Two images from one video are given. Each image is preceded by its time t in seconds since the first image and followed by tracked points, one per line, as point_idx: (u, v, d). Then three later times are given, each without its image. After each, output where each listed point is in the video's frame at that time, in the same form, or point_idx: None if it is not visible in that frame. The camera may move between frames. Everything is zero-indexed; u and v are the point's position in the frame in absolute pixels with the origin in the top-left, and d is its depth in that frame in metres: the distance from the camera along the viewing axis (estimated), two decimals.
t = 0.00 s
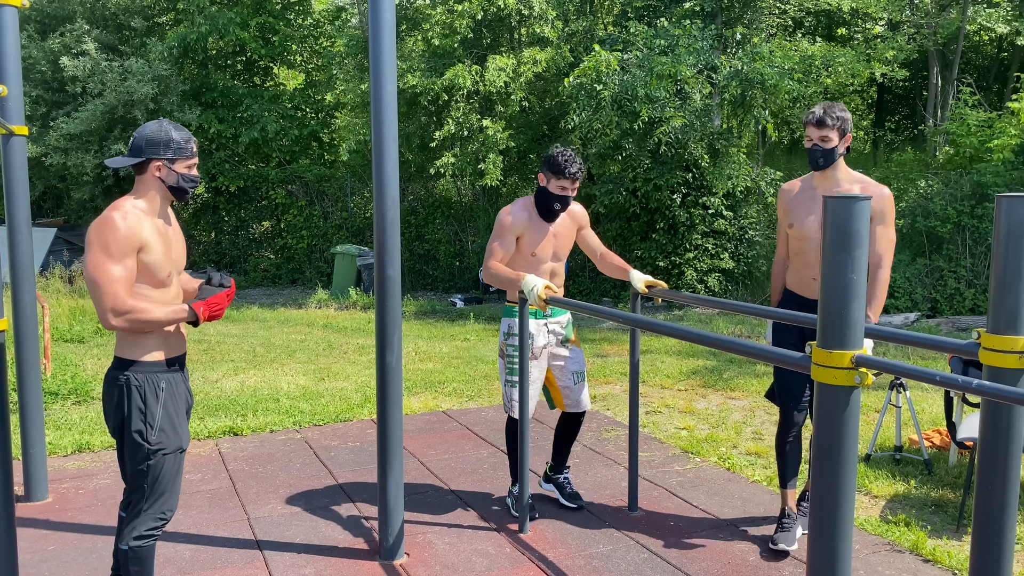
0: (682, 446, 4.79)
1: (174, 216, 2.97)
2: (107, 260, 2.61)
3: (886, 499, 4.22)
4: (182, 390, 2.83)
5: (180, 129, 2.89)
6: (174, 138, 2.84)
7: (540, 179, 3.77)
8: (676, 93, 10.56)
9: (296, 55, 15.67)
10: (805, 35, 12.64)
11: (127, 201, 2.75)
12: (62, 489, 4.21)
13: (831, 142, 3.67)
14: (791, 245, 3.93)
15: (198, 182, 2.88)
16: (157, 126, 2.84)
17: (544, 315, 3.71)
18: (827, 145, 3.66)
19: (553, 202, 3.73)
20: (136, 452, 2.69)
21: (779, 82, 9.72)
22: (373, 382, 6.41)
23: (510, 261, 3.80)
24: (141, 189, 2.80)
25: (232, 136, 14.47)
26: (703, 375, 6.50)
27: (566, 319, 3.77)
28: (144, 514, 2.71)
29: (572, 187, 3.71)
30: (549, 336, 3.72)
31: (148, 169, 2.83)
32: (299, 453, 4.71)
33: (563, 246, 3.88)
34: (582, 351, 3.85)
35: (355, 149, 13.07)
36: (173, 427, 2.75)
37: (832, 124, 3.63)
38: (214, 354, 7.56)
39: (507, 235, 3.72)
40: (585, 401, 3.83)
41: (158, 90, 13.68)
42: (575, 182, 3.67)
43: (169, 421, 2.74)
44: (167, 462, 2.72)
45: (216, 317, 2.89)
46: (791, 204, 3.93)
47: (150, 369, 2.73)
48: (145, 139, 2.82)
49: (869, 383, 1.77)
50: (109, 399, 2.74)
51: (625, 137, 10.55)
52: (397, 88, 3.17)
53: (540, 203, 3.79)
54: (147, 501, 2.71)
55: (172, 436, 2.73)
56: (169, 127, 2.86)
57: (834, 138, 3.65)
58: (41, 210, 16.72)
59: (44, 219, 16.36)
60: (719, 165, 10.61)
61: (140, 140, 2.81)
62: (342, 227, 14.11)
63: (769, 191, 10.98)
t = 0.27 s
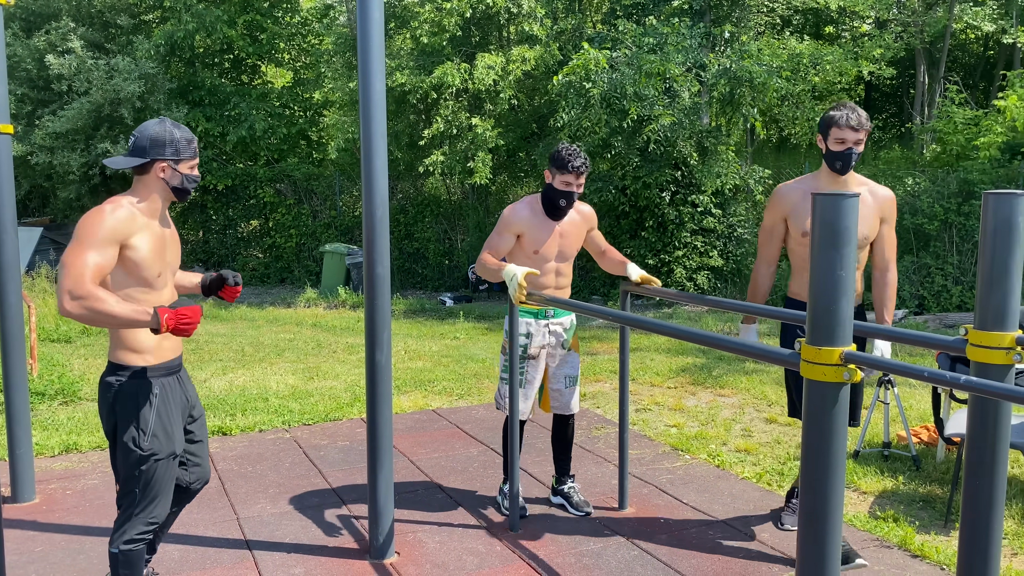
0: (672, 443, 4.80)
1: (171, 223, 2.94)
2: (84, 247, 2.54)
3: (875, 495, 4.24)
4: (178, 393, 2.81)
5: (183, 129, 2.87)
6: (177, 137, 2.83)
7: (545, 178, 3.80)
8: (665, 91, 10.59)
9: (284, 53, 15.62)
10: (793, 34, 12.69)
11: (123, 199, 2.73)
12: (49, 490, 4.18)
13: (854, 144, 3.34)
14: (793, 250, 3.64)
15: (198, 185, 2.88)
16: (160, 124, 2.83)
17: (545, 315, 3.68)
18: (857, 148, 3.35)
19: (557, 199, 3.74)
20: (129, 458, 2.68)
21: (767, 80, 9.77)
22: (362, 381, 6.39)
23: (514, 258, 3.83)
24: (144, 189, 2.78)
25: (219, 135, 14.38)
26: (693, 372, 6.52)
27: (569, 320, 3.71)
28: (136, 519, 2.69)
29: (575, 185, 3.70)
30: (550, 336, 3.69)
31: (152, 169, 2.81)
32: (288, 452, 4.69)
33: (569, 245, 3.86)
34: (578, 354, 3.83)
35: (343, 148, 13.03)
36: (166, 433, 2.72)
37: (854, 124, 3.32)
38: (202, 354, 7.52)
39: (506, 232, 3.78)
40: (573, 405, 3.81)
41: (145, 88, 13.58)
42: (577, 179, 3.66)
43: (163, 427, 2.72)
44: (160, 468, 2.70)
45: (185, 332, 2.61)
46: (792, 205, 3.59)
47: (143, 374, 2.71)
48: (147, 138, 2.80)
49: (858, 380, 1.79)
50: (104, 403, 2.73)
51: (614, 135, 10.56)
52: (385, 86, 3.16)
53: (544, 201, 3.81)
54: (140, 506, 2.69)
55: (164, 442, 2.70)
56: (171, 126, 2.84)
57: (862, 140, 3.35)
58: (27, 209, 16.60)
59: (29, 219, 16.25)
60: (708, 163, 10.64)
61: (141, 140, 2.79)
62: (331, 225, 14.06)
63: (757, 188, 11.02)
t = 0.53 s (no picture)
0: (664, 441, 4.82)
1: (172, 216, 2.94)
2: (117, 262, 2.57)
3: (866, 492, 4.26)
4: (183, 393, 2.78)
5: (184, 128, 2.85)
6: (178, 137, 2.80)
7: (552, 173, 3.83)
8: (656, 90, 10.60)
9: (275, 53, 15.62)
10: (783, 32, 12.72)
11: (124, 201, 2.71)
12: (39, 491, 4.16)
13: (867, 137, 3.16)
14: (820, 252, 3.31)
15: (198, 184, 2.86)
16: (163, 124, 2.81)
17: (554, 314, 3.68)
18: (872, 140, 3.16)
19: (562, 190, 3.76)
20: (129, 460, 2.66)
21: (758, 78, 9.81)
22: (355, 380, 6.38)
23: (521, 252, 3.85)
24: (143, 188, 2.76)
25: (210, 134, 14.32)
26: (685, 370, 6.53)
27: (578, 322, 3.70)
28: (133, 521, 2.67)
29: (579, 175, 3.74)
30: (559, 336, 3.68)
31: (151, 169, 2.79)
32: (281, 451, 4.68)
33: (579, 240, 3.84)
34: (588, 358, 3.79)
35: (335, 147, 13.00)
36: (168, 436, 2.69)
37: (867, 118, 3.11)
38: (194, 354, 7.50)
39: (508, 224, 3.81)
40: (583, 407, 3.76)
41: (135, 87, 13.53)
42: (579, 167, 3.69)
43: (164, 429, 2.69)
44: (160, 471, 2.67)
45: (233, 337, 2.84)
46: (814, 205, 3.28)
47: (145, 377, 2.69)
48: (150, 137, 2.77)
49: (850, 377, 1.81)
50: (107, 404, 2.72)
51: (606, 134, 10.57)
52: (376, 85, 3.15)
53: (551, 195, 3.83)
54: (137, 508, 2.67)
55: (164, 444, 2.67)
56: (174, 126, 2.82)
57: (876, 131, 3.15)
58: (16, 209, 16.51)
59: (19, 219, 16.15)
60: (700, 161, 10.65)
61: (141, 138, 2.76)
62: (323, 224, 14.02)
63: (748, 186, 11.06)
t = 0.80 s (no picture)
0: (644, 441, 4.84)
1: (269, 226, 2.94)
2: (190, 262, 2.58)
3: (842, 488, 4.30)
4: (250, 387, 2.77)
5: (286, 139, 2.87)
6: (281, 147, 2.84)
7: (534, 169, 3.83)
8: (633, 92, 10.65)
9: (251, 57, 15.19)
10: (758, 33, 12.82)
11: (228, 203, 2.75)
12: (14, 501, 4.12)
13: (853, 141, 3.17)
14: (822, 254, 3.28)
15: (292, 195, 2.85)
16: (269, 133, 2.85)
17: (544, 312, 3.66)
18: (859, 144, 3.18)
19: (546, 185, 3.75)
20: (205, 449, 2.67)
21: (733, 79, 9.88)
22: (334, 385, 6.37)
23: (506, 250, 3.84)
24: (240, 192, 2.80)
25: (187, 139, 14.22)
26: (664, 370, 6.57)
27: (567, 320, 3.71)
28: (215, 514, 2.65)
29: (563, 168, 3.73)
30: (549, 334, 3.67)
31: (247, 172, 2.82)
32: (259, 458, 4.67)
33: (564, 237, 3.82)
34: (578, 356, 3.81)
35: (313, 151, 12.95)
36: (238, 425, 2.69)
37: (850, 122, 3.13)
38: (172, 361, 7.45)
39: (490, 222, 3.82)
40: (573, 407, 3.78)
41: (109, 93, 13.52)
42: (566, 157, 3.71)
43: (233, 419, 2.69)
44: (230, 463, 2.67)
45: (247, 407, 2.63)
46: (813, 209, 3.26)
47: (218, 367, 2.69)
48: (253, 143, 2.82)
49: (819, 374, 1.82)
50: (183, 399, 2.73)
51: (583, 136, 10.61)
52: (349, 89, 3.15)
53: (536, 192, 3.82)
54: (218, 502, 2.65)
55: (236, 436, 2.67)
56: (279, 137, 2.86)
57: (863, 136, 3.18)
58: None
59: None
60: (676, 162, 10.71)
61: (250, 144, 2.82)
62: (302, 229, 13.96)
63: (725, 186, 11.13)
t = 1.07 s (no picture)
0: (641, 441, 4.84)
1: (257, 224, 2.86)
2: (191, 276, 2.49)
3: (840, 488, 4.30)
4: (259, 398, 2.73)
5: (271, 134, 2.79)
6: (264, 141, 2.75)
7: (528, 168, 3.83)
8: (630, 92, 10.65)
9: (248, 58, 15.07)
10: (755, 33, 12.83)
11: (214, 210, 2.66)
12: (11, 503, 4.12)
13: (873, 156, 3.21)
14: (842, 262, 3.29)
15: (281, 191, 2.79)
16: (249, 127, 2.75)
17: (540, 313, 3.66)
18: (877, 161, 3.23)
19: (541, 184, 3.76)
20: (209, 464, 2.65)
21: (730, 79, 9.88)
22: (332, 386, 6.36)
23: (500, 250, 3.84)
24: (227, 195, 2.71)
25: (184, 140, 14.21)
26: (662, 370, 6.57)
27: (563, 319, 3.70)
28: (217, 532, 2.65)
29: (557, 167, 3.74)
30: (545, 334, 3.66)
31: (234, 172, 2.73)
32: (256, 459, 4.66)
33: (558, 237, 3.82)
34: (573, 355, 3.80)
35: (310, 152, 12.95)
36: (243, 442, 2.65)
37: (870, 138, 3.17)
38: (169, 362, 7.45)
39: (485, 222, 3.81)
40: (570, 407, 3.77)
41: (106, 94, 13.50)
42: (560, 157, 3.69)
43: (240, 435, 2.65)
44: (237, 478, 2.65)
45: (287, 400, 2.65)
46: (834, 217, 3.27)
47: (223, 378, 2.63)
48: (234, 141, 2.72)
49: (815, 373, 1.81)
50: (185, 409, 2.69)
51: (581, 136, 10.60)
52: (346, 90, 3.15)
53: (529, 191, 3.83)
54: (221, 519, 2.65)
55: (243, 453, 2.64)
56: (259, 130, 2.76)
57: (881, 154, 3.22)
58: None
59: None
60: (674, 162, 10.72)
61: (230, 141, 2.72)
62: (299, 230, 13.96)
63: (722, 187, 11.13)
